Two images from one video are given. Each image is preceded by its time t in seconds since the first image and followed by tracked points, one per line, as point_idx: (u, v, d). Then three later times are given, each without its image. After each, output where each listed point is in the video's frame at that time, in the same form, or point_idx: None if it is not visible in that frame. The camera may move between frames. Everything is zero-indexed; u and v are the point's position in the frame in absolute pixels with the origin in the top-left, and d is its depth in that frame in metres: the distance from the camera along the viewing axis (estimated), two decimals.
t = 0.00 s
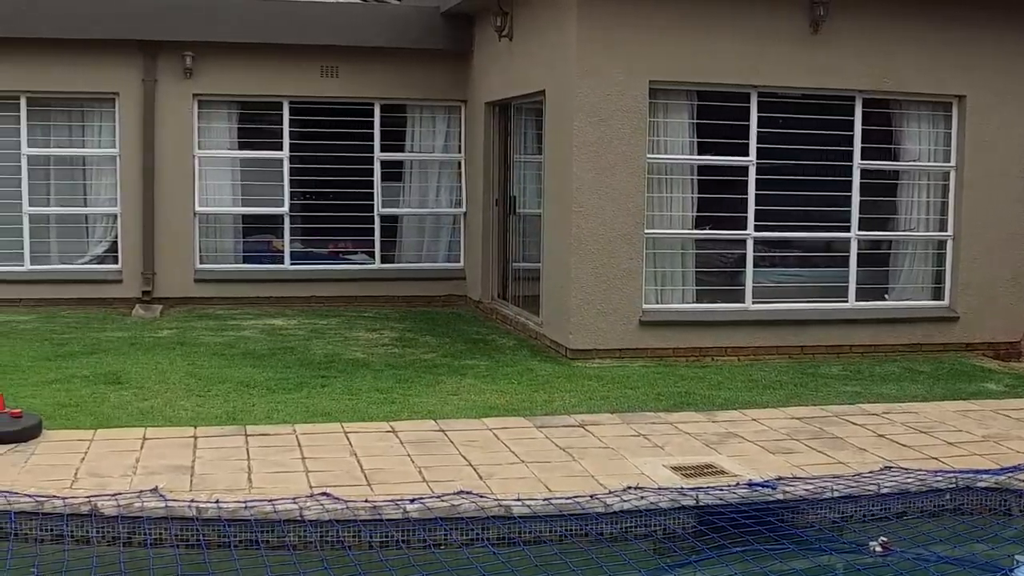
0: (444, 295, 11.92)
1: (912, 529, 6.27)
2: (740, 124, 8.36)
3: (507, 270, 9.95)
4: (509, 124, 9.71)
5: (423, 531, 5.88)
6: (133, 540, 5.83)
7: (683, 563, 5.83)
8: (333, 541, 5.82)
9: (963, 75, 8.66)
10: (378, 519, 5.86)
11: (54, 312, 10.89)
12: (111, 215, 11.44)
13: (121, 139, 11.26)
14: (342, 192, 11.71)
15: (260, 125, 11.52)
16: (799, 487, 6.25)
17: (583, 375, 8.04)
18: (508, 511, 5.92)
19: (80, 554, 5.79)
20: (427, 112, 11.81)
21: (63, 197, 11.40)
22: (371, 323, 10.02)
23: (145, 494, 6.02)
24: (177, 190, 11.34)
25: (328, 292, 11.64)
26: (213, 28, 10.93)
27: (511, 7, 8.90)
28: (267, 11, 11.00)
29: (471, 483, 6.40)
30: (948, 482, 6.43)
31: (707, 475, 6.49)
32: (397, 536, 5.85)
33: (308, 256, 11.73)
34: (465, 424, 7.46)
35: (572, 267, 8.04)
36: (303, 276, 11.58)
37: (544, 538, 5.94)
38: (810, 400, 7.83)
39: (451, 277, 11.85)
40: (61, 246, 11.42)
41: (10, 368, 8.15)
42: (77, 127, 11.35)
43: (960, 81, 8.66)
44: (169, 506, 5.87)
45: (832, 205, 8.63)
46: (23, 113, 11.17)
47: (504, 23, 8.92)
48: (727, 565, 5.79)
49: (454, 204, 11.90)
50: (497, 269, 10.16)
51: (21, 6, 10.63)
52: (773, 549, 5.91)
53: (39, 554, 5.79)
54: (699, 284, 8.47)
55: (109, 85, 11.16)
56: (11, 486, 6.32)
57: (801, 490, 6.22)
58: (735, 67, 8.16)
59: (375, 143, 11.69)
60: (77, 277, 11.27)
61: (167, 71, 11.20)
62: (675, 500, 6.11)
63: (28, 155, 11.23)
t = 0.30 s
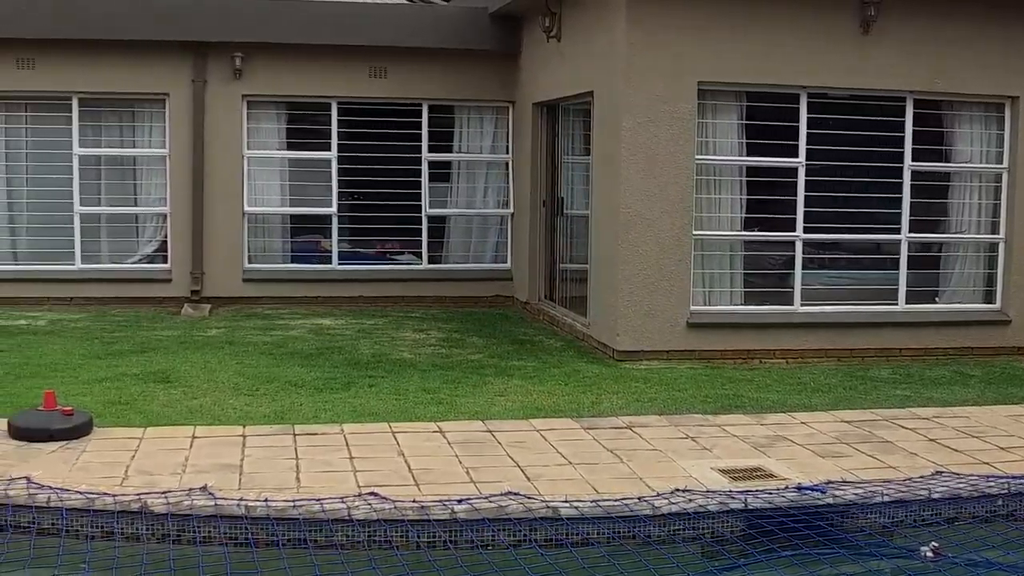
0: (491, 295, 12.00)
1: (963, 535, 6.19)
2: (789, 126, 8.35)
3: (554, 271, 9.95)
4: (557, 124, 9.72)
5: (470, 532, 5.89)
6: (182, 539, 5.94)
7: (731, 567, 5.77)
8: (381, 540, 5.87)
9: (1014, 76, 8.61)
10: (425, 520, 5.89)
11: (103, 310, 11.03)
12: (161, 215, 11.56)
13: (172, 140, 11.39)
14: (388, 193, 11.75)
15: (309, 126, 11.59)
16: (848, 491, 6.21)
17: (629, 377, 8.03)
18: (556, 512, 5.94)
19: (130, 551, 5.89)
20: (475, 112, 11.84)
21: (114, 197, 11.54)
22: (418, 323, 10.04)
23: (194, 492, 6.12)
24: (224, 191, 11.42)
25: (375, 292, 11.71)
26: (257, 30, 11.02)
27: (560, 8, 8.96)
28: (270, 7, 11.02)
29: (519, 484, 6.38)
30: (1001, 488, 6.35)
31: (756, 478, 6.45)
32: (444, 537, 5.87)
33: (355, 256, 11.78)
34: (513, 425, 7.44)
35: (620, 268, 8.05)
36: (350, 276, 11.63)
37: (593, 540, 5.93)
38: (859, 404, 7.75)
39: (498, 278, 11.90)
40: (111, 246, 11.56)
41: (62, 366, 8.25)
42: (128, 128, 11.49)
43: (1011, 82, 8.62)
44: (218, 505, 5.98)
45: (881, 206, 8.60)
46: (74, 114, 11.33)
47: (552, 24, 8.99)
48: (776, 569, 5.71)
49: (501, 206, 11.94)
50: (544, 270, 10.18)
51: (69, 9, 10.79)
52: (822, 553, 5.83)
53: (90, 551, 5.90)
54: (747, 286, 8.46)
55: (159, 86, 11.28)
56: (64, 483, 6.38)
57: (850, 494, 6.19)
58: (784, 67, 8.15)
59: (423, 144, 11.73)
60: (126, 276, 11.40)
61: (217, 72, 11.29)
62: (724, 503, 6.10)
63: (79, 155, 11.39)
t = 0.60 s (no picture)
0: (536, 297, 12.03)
1: (1014, 542, 6.10)
2: (838, 128, 8.34)
3: (600, 273, 9.94)
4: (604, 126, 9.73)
5: (516, 533, 5.89)
6: (229, 537, 6.01)
7: (779, 571, 5.73)
8: (428, 542, 5.91)
9: None
10: (473, 521, 5.92)
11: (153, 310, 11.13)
12: (209, 215, 11.63)
13: (221, 141, 11.47)
14: (434, 193, 11.76)
15: (356, 127, 11.66)
16: (897, 496, 6.14)
17: (675, 379, 8.00)
18: (602, 515, 5.93)
19: (178, 550, 5.96)
20: (523, 115, 11.89)
21: (162, 197, 11.61)
22: (464, 324, 10.04)
23: (241, 492, 6.18)
24: (273, 191, 11.52)
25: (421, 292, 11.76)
26: (295, 30, 11.10)
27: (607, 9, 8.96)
28: (270, 8, 11.05)
29: (565, 486, 6.37)
30: None
31: (803, 482, 6.39)
32: (491, 538, 5.88)
33: (401, 257, 11.82)
34: (559, 428, 7.42)
35: (667, 270, 8.05)
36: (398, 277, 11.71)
37: (639, 543, 5.91)
38: (908, 408, 7.66)
39: (545, 279, 11.92)
40: (160, 246, 11.64)
41: (112, 365, 8.34)
42: (177, 128, 11.58)
43: None
44: (264, 504, 6.05)
45: (931, 209, 8.55)
46: (124, 115, 11.43)
47: (600, 24, 8.98)
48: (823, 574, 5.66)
49: (548, 207, 11.96)
50: (590, 272, 10.18)
51: (112, 11, 10.92)
52: (870, 558, 5.78)
53: (138, 548, 5.98)
54: (794, 289, 8.45)
55: (207, 87, 11.38)
56: (114, 480, 6.44)
57: (900, 499, 6.11)
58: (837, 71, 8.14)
59: (470, 145, 11.75)
60: (175, 276, 11.51)
61: (265, 74, 11.39)
62: (771, 508, 6.05)
63: (129, 156, 11.48)
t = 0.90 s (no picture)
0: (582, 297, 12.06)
1: None
2: (886, 129, 8.34)
3: (645, 274, 9.95)
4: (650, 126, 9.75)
5: (561, 534, 5.90)
6: (275, 535, 6.04)
7: None
8: (472, 542, 5.92)
9: None
10: (518, 522, 5.92)
11: (200, 310, 11.20)
12: (255, 215, 11.71)
13: (267, 141, 11.56)
14: (478, 194, 11.83)
15: (402, 127, 11.77)
16: (946, 501, 6.10)
17: (720, 381, 7.99)
18: (647, 517, 5.92)
19: (225, 547, 6.03)
20: (568, 116, 11.96)
21: (209, 197, 11.69)
22: (508, 325, 10.05)
23: (288, 490, 6.22)
24: (319, 192, 11.60)
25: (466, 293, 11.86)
26: (335, 30, 11.16)
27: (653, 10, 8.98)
28: (270, 8, 11.08)
29: (610, 488, 6.34)
30: None
31: (850, 486, 6.34)
32: (536, 539, 5.89)
33: (446, 257, 11.91)
34: (604, 429, 7.39)
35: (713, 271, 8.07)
36: (444, 278, 11.80)
37: (684, 545, 5.88)
38: (957, 412, 7.57)
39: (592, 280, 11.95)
40: (206, 245, 11.75)
41: (160, 363, 8.40)
42: (223, 128, 11.67)
43: None
44: (311, 503, 6.08)
45: (979, 211, 8.50)
46: (172, 115, 11.52)
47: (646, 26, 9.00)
48: None
49: (593, 208, 12.00)
50: (635, 274, 10.20)
51: (154, 13, 11.01)
52: (918, 562, 5.73)
53: (186, 545, 6.05)
54: (841, 291, 8.44)
55: (254, 88, 11.47)
56: (162, 478, 6.49)
57: (948, 504, 6.06)
58: (875, 72, 8.12)
59: (515, 145, 11.82)
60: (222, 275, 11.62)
61: (311, 73, 11.48)
62: (817, 511, 5.99)
63: (177, 156, 11.56)
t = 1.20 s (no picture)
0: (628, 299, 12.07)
1: None
2: (934, 131, 8.32)
3: (691, 275, 9.97)
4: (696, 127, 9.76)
5: (608, 536, 5.90)
6: (322, 534, 6.08)
7: None
8: (519, 543, 5.93)
9: None
10: (564, 523, 5.92)
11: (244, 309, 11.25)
12: (302, 215, 11.82)
13: (314, 142, 11.67)
14: (524, 195, 11.88)
15: (448, 129, 11.82)
16: (996, 506, 6.03)
17: (767, 384, 7.96)
18: (695, 519, 5.90)
19: (271, 546, 6.06)
20: (614, 116, 11.97)
21: (257, 198, 11.81)
22: (553, 326, 10.07)
23: (334, 488, 6.24)
24: (366, 191, 11.71)
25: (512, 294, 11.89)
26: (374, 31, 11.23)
27: (701, 11, 9.03)
28: (270, 8, 11.15)
29: (657, 490, 6.32)
30: None
31: (899, 490, 6.28)
32: (583, 541, 5.88)
33: (491, 258, 11.95)
34: (650, 431, 7.37)
35: (759, 274, 8.08)
36: (488, 278, 11.83)
37: (732, 548, 5.88)
38: (1007, 417, 7.48)
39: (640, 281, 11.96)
40: (253, 245, 11.88)
41: (207, 362, 8.47)
42: (271, 129, 11.77)
43: None
44: (358, 503, 6.10)
45: None
46: (220, 115, 11.63)
47: (694, 27, 9.07)
48: None
49: (638, 209, 12.03)
50: (681, 276, 10.19)
51: (196, 14, 11.13)
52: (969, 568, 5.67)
53: (233, 543, 6.09)
54: (889, 294, 8.45)
55: (300, 89, 11.57)
56: (210, 476, 6.54)
57: (999, 510, 6.00)
58: (925, 73, 8.08)
59: (562, 147, 11.85)
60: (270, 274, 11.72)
61: (358, 74, 11.57)
62: (866, 515, 5.96)
63: (224, 156, 11.69)
